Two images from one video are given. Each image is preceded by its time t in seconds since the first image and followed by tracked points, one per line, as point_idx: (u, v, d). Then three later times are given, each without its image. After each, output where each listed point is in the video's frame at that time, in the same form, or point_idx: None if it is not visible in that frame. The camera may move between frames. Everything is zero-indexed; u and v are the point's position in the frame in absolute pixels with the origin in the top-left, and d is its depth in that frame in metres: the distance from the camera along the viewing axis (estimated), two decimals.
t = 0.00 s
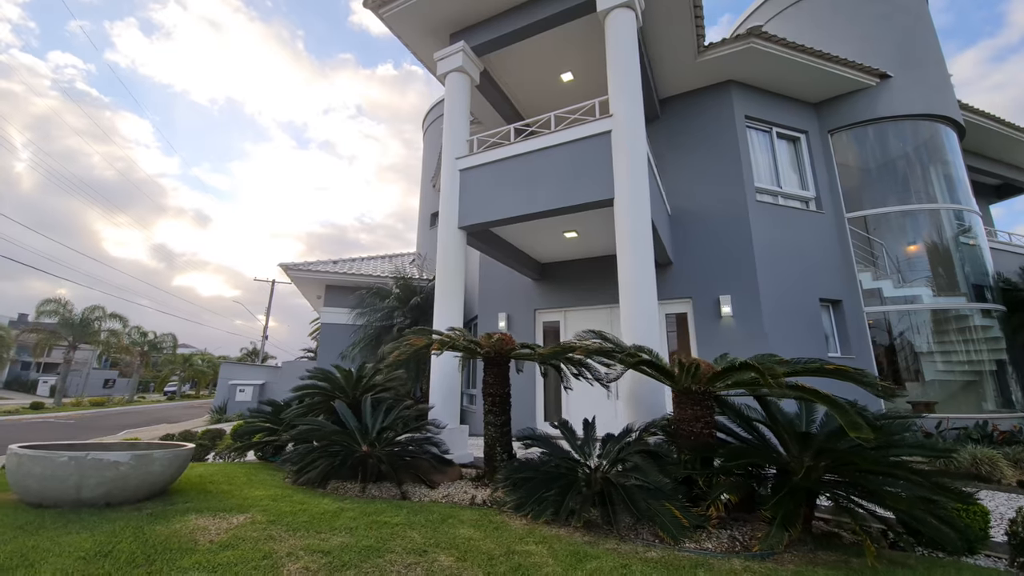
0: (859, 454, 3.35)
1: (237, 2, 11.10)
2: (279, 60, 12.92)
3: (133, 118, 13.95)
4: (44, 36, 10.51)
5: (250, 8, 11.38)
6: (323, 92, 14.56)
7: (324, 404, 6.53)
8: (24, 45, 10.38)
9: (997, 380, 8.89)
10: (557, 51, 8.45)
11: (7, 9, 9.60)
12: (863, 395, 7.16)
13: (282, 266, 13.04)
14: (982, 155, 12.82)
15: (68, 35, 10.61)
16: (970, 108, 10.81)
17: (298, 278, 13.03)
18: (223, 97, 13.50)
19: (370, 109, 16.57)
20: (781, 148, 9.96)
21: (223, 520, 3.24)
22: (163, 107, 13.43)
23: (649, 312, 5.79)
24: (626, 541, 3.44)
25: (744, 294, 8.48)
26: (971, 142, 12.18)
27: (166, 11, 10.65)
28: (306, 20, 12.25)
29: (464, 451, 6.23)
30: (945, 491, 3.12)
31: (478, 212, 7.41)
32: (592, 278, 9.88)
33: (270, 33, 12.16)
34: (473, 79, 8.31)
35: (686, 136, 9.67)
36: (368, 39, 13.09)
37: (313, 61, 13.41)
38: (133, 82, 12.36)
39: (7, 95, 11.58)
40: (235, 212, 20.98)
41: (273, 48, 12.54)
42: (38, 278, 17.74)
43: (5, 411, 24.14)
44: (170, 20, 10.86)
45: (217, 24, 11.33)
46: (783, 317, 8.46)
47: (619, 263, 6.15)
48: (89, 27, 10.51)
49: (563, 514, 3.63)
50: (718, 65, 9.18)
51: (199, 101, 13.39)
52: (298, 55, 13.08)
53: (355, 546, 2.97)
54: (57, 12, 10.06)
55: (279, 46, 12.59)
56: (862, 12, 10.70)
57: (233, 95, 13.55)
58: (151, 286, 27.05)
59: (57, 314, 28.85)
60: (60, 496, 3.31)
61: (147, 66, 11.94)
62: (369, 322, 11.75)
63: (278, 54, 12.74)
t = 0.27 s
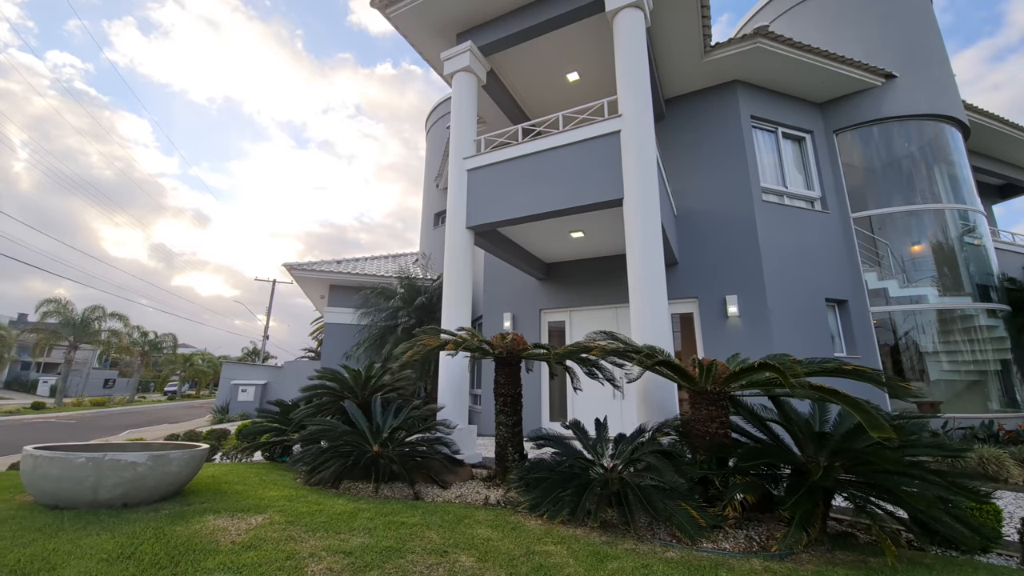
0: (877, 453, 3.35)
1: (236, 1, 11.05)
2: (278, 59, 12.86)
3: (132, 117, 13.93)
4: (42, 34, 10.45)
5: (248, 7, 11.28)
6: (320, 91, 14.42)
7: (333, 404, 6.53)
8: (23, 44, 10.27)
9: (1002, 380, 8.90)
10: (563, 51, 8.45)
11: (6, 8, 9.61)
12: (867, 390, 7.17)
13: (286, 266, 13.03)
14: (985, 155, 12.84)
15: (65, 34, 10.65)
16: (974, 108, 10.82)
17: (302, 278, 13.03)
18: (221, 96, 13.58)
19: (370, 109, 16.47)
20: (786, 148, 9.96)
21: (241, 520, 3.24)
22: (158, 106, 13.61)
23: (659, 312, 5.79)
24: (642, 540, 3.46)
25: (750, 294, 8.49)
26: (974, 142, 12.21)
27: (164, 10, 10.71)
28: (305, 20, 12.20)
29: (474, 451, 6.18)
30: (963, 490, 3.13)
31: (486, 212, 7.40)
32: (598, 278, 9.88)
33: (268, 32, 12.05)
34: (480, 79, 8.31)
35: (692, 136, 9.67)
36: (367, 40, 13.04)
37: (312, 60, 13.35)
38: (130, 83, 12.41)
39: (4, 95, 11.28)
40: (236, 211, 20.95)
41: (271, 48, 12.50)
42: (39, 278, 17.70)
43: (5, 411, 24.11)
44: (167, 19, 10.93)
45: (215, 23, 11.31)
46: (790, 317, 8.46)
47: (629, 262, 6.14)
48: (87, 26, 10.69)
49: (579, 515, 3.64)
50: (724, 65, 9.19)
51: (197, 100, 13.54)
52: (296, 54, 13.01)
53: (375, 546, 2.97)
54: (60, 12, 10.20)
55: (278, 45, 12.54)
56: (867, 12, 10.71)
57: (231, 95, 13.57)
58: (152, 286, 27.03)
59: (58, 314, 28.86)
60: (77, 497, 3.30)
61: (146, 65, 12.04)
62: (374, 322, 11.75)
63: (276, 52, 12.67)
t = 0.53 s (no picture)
0: (895, 453, 3.37)
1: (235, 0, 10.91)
2: (277, 58, 12.80)
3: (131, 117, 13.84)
4: (41, 33, 10.39)
5: (248, 7, 11.20)
6: (321, 90, 14.36)
7: (343, 403, 6.54)
8: (22, 43, 10.26)
9: (1008, 380, 8.91)
10: (570, 51, 8.46)
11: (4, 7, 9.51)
12: (873, 387, 7.19)
13: (290, 266, 13.03)
14: (990, 155, 12.85)
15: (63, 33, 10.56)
16: (979, 108, 10.84)
17: (307, 278, 13.03)
18: (221, 96, 13.46)
19: (370, 108, 16.44)
20: (792, 148, 9.98)
21: (262, 520, 3.25)
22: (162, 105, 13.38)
23: (670, 312, 5.79)
24: (660, 540, 3.47)
25: (757, 294, 8.50)
26: (978, 142, 12.22)
27: (163, 9, 10.53)
28: (304, 19, 12.17)
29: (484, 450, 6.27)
30: (981, 490, 3.15)
31: (495, 212, 7.42)
32: (604, 278, 9.89)
33: (268, 31, 11.98)
34: (487, 79, 8.32)
35: (698, 136, 9.69)
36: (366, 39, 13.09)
37: (311, 59, 13.31)
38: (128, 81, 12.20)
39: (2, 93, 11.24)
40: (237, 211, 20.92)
41: (271, 47, 12.43)
42: (42, 277, 17.70)
43: (7, 411, 24.09)
44: (166, 18, 10.75)
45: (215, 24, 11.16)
46: (797, 317, 8.47)
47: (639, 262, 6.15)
48: (84, 25, 10.48)
49: (596, 514, 3.66)
50: (730, 66, 9.20)
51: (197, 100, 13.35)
52: (296, 54, 12.96)
53: (398, 546, 2.98)
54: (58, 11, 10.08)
55: (277, 45, 12.49)
56: (872, 12, 10.72)
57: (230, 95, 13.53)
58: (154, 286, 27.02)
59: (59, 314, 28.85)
60: (96, 498, 3.29)
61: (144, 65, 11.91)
62: (379, 322, 11.77)
63: (276, 52, 12.61)
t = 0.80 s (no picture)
0: (913, 453, 3.40)
1: None
2: (276, 58, 12.75)
3: (131, 116, 14.02)
4: (40, 33, 10.54)
5: (247, 6, 11.17)
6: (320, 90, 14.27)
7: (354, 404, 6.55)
8: (20, 42, 10.48)
9: (1013, 381, 8.93)
10: (579, 52, 8.48)
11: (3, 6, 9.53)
12: (880, 385, 7.20)
13: (295, 266, 13.04)
14: (993, 156, 12.89)
15: (63, 32, 10.68)
16: (984, 109, 10.88)
17: (312, 278, 13.05)
18: (219, 95, 13.53)
19: (368, 108, 16.39)
20: (798, 149, 10.01)
21: (284, 519, 3.27)
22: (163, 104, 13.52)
23: (682, 312, 5.81)
24: (679, 539, 3.50)
25: (765, 294, 8.53)
26: (982, 144, 12.26)
27: (161, 8, 10.61)
28: (302, 17, 12.14)
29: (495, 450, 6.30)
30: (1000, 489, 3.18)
31: (504, 213, 7.43)
32: (610, 278, 9.91)
33: (267, 31, 11.94)
34: (496, 80, 8.33)
35: (704, 137, 9.72)
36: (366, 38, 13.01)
37: (310, 58, 13.20)
38: (129, 79, 12.35)
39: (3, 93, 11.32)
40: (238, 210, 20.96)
41: (270, 46, 12.38)
42: (45, 277, 17.69)
43: (8, 411, 24.07)
44: (166, 17, 10.82)
45: (213, 23, 11.19)
46: (804, 318, 8.50)
47: (650, 263, 6.17)
48: (84, 24, 10.65)
49: (615, 513, 3.69)
50: (737, 67, 9.22)
51: (196, 98, 13.53)
52: (296, 53, 12.90)
53: (422, 545, 3.00)
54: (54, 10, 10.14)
55: (276, 44, 12.42)
56: (878, 14, 10.74)
57: (229, 93, 13.52)
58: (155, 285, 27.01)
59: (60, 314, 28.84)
60: (119, 498, 3.29)
61: (143, 64, 12.03)
62: (385, 322, 11.81)
63: (275, 51, 12.56)
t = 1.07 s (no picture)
0: (927, 452, 3.45)
1: None
2: (275, 59, 12.76)
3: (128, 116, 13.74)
4: (38, 34, 10.57)
5: (245, 6, 11.18)
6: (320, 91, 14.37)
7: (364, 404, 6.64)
8: (18, 43, 10.49)
9: (1016, 381, 8.98)
10: (586, 55, 8.54)
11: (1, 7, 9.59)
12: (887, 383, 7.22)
13: (300, 267, 13.07)
14: (993, 159, 12.98)
15: (58, 33, 10.71)
16: (986, 112, 10.95)
17: (317, 279, 13.08)
18: (217, 95, 13.47)
19: (368, 108, 16.45)
20: (802, 151, 10.08)
21: (309, 519, 3.31)
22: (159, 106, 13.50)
23: (692, 313, 5.87)
24: (696, 537, 3.55)
25: (770, 295, 8.59)
26: (983, 146, 12.35)
27: (160, 8, 10.62)
28: (301, 18, 12.21)
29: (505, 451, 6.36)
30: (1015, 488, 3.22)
31: (513, 214, 7.48)
32: (615, 279, 9.97)
33: (266, 31, 11.98)
34: (503, 82, 8.38)
35: (710, 139, 9.78)
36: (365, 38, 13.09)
37: (310, 59, 13.28)
38: (124, 80, 12.35)
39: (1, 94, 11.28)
40: (238, 211, 20.96)
41: (269, 46, 12.40)
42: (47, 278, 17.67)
43: (9, 412, 24.03)
44: (163, 17, 10.84)
45: (212, 23, 11.18)
46: (809, 318, 8.55)
47: (660, 265, 6.23)
48: (81, 25, 10.75)
49: (632, 512, 3.74)
50: (742, 69, 9.29)
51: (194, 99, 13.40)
52: (294, 54, 12.94)
53: (446, 543, 3.04)
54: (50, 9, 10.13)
55: (275, 45, 12.47)
56: (880, 16, 10.82)
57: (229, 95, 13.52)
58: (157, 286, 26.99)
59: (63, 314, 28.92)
60: (144, 498, 3.32)
61: (138, 64, 11.99)
62: (391, 323, 11.87)
63: (273, 51, 12.56)
